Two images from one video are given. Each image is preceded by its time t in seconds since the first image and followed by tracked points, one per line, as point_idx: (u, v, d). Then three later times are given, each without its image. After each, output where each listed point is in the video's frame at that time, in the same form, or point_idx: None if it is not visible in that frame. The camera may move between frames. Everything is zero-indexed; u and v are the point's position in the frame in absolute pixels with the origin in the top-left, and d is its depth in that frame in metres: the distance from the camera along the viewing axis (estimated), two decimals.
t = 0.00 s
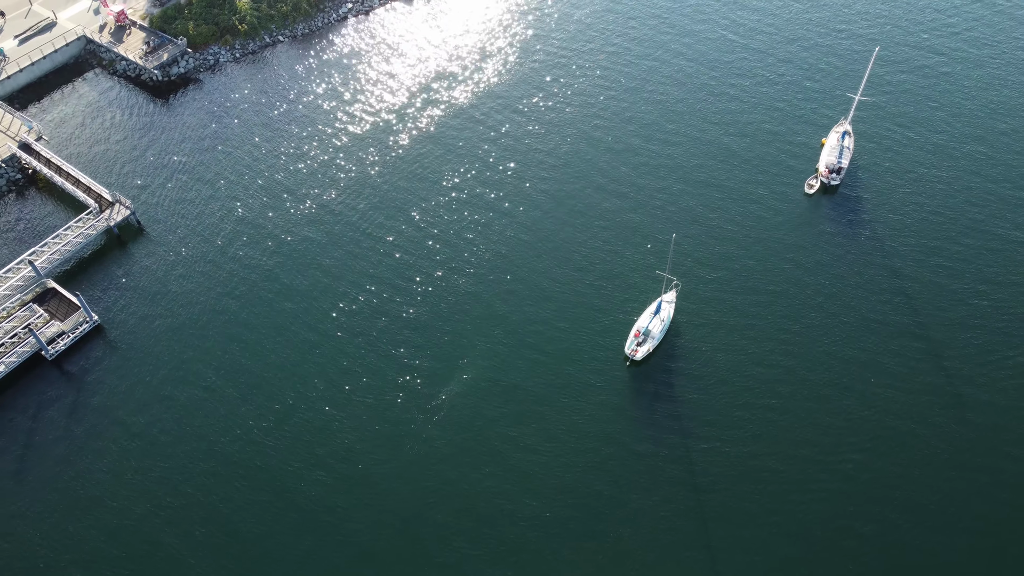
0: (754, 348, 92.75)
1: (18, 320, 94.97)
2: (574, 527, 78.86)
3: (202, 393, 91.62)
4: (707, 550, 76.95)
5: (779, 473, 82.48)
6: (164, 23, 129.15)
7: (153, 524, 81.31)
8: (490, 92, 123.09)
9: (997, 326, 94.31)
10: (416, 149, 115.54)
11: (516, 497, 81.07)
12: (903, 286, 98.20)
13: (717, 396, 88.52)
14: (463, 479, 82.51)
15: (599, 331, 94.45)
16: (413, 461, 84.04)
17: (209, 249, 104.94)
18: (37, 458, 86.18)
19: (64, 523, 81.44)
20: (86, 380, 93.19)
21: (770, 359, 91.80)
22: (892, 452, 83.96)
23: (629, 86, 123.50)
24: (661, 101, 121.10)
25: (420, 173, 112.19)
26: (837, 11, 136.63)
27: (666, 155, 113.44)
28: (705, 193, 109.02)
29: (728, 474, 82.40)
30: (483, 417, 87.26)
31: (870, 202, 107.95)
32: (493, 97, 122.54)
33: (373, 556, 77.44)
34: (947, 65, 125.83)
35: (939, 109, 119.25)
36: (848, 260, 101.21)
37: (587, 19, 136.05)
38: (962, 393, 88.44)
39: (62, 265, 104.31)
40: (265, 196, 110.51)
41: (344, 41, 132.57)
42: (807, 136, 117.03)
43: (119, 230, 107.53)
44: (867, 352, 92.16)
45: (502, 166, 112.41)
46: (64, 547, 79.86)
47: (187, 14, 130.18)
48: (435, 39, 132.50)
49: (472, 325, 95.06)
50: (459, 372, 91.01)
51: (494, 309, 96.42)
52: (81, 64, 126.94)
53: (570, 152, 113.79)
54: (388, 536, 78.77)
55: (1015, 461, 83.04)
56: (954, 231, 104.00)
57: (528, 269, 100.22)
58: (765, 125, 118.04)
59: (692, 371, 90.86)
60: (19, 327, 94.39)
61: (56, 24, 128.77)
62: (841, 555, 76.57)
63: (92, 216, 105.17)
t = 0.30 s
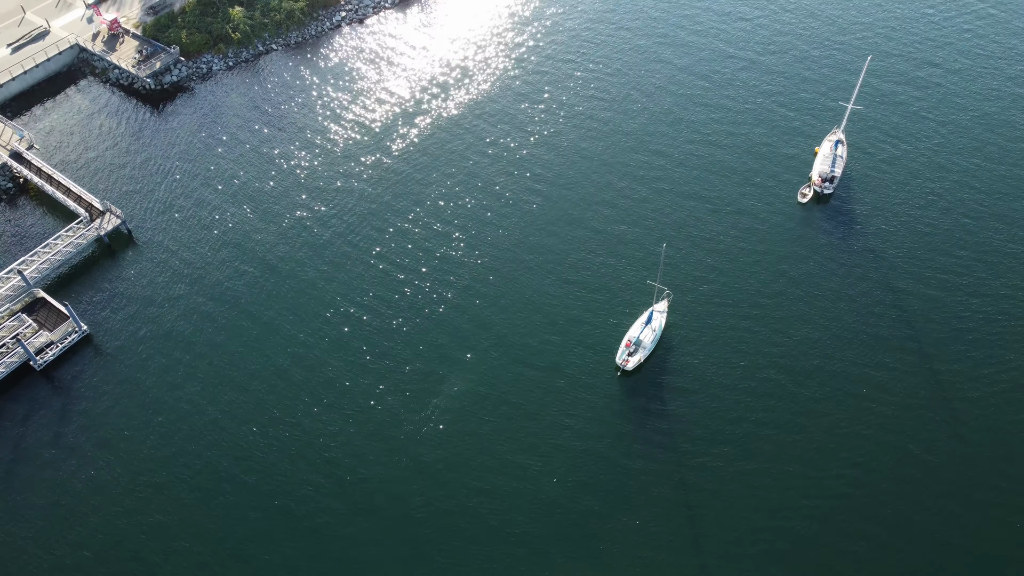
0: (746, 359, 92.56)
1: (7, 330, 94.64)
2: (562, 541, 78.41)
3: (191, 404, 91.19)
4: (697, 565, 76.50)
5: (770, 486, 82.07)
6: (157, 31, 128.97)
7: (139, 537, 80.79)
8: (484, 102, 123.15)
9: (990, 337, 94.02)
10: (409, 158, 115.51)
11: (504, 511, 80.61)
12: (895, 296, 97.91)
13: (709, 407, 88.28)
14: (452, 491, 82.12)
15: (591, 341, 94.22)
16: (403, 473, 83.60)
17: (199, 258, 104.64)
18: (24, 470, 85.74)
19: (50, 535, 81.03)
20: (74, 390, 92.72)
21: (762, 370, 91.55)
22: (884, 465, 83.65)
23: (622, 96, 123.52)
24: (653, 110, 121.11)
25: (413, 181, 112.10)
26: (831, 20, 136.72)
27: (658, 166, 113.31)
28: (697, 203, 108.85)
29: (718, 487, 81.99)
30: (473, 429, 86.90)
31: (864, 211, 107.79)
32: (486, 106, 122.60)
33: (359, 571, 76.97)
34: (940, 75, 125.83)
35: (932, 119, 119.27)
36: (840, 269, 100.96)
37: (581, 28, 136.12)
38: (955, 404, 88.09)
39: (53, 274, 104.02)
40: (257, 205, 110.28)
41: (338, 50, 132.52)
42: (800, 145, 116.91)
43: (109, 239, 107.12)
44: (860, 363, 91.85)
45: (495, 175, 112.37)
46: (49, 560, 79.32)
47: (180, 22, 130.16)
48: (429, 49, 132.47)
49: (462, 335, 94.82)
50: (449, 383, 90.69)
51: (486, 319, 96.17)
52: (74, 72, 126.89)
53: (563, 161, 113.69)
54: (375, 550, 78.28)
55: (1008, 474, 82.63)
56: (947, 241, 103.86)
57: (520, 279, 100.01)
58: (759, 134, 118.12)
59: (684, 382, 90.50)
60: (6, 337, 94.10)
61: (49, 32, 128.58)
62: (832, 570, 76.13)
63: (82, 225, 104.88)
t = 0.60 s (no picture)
0: (737, 369, 92.34)
1: None
2: (551, 553, 78.00)
3: (180, 413, 90.88)
4: None
5: (760, 497, 81.78)
6: (150, 39, 128.86)
7: (126, 548, 80.30)
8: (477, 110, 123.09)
9: (981, 346, 93.84)
10: (401, 165, 115.44)
11: (492, 521, 80.24)
12: (887, 306, 97.77)
13: (699, 418, 87.99)
14: (441, 503, 81.70)
15: (582, 351, 93.97)
16: (391, 484, 83.20)
17: (190, 266, 104.35)
18: (10, 480, 85.29)
19: (35, 546, 80.57)
20: (62, 400, 92.35)
21: (753, 380, 91.31)
22: (876, 476, 83.33)
23: (614, 104, 123.41)
24: (645, 119, 121.03)
25: (405, 190, 111.98)
26: (824, 28, 136.64)
27: (650, 174, 113.21)
28: (690, 212, 108.68)
29: (709, 498, 81.69)
30: (462, 439, 86.55)
31: (857, 220, 107.71)
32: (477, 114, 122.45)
33: None
34: (934, 83, 125.85)
35: (925, 128, 119.28)
36: (832, 278, 100.81)
37: (573, 36, 136.02)
38: (947, 415, 87.83)
39: (42, 282, 103.78)
40: (248, 213, 110.08)
41: (331, 57, 132.38)
42: (793, 154, 116.83)
43: (100, 247, 106.82)
44: (851, 373, 91.66)
45: (488, 183, 112.28)
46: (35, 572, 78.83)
47: (173, 30, 130.03)
48: (422, 56, 132.33)
49: (453, 345, 94.57)
50: (439, 392, 90.42)
51: (477, 329, 95.94)
52: (66, 80, 126.67)
53: (555, 170, 113.58)
54: (362, 561, 77.86)
55: (999, 485, 82.39)
56: (939, 250, 103.78)
57: (511, 288, 99.80)
58: (752, 143, 118.14)
59: (675, 392, 90.23)
60: None
61: (41, 40, 128.35)
62: None
63: (72, 233, 104.68)
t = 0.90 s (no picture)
0: (727, 379, 91.95)
1: None
2: (540, 566, 77.40)
3: (168, 424, 90.39)
4: None
5: (751, 510, 81.28)
6: (142, 47, 128.63)
7: (112, 560, 79.72)
8: (470, 118, 122.90)
9: (974, 357, 93.47)
10: (393, 173, 115.20)
11: (481, 534, 79.63)
12: (879, 315, 97.41)
13: (690, 428, 87.57)
14: (428, 515, 81.13)
15: (572, 360, 93.60)
16: (378, 496, 82.65)
17: (180, 275, 104.00)
18: None
19: (20, 557, 80.01)
20: (49, 410, 91.87)
21: (743, 391, 90.89)
22: (867, 488, 82.83)
23: (607, 112, 123.25)
24: (638, 127, 120.87)
25: (397, 198, 111.73)
26: (817, 36, 136.62)
27: (642, 183, 113.01)
28: (681, 221, 108.41)
29: (699, 510, 81.16)
30: (451, 450, 86.03)
31: (849, 228, 107.45)
32: (470, 122, 122.32)
33: None
34: (927, 92, 125.71)
35: (918, 136, 119.08)
36: (824, 288, 100.45)
37: (566, 44, 135.93)
38: (939, 426, 87.37)
39: (31, 291, 103.39)
40: (240, 221, 109.78)
41: (324, 65, 132.24)
42: (785, 162, 116.65)
43: (89, 255, 106.48)
44: (843, 383, 91.28)
45: (480, 192, 112.03)
46: None
47: (166, 38, 129.82)
48: (415, 65, 132.20)
49: (444, 354, 94.20)
50: (429, 403, 89.97)
51: (467, 338, 95.54)
52: (58, 88, 126.47)
53: (547, 179, 113.36)
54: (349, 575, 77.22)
55: (991, 497, 81.93)
56: (932, 260, 103.45)
57: (502, 297, 99.49)
58: (745, 151, 117.84)
59: (666, 402, 89.81)
60: None
61: (34, 48, 128.15)
62: None
63: (61, 242, 104.39)
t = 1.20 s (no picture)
0: (720, 389, 91.51)
1: None
2: None
3: (155, 435, 89.72)
4: None
5: (742, 523, 80.60)
6: (135, 54, 128.39)
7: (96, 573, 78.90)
8: (462, 126, 122.79)
9: (967, 368, 92.93)
10: (385, 182, 114.88)
11: (468, 548, 78.90)
12: (872, 325, 96.93)
13: (681, 439, 87.06)
14: (417, 526, 80.44)
15: (563, 370, 93.14)
16: (367, 508, 81.98)
17: (170, 284, 103.49)
18: None
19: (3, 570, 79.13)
20: (35, 419, 91.20)
21: (736, 401, 90.46)
22: (859, 501, 82.12)
23: (600, 121, 123.04)
24: (631, 136, 120.65)
25: (388, 207, 111.35)
26: (811, 44, 136.48)
27: (634, 192, 112.69)
28: (674, 230, 108.04)
29: (689, 523, 80.48)
30: (440, 462, 85.40)
31: (842, 237, 107.08)
32: (462, 130, 122.09)
33: None
34: (920, 100, 125.67)
35: (912, 145, 118.96)
36: (817, 297, 100.06)
37: (560, 53, 135.83)
38: (932, 438, 86.76)
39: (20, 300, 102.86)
40: (231, 229, 109.35)
41: (317, 73, 132.08)
42: (778, 171, 116.35)
43: (79, 263, 105.98)
44: (835, 394, 90.76)
45: (472, 200, 111.79)
46: None
47: (158, 45, 129.56)
48: (408, 73, 132.02)
49: (434, 365, 93.69)
50: (418, 414, 89.40)
51: (458, 348, 95.15)
52: (50, 95, 126.17)
53: (539, 187, 113.06)
54: None
55: (984, 511, 81.24)
56: (925, 269, 103.17)
57: (493, 307, 99.02)
58: (738, 159, 117.67)
59: (657, 413, 89.26)
60: None
61: (26, 55, 127.92)
62: None
63: (50, 250, 103.97)
